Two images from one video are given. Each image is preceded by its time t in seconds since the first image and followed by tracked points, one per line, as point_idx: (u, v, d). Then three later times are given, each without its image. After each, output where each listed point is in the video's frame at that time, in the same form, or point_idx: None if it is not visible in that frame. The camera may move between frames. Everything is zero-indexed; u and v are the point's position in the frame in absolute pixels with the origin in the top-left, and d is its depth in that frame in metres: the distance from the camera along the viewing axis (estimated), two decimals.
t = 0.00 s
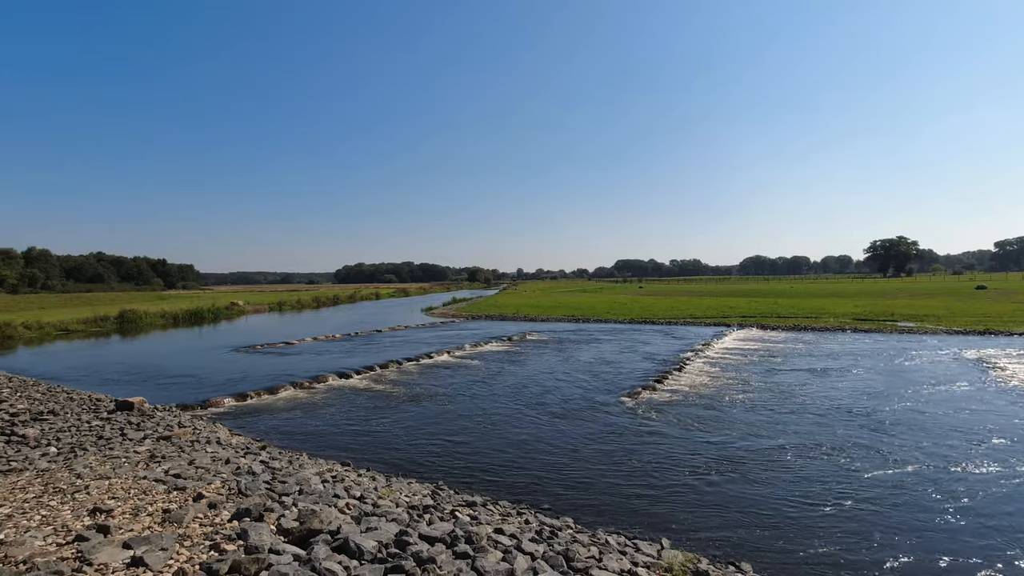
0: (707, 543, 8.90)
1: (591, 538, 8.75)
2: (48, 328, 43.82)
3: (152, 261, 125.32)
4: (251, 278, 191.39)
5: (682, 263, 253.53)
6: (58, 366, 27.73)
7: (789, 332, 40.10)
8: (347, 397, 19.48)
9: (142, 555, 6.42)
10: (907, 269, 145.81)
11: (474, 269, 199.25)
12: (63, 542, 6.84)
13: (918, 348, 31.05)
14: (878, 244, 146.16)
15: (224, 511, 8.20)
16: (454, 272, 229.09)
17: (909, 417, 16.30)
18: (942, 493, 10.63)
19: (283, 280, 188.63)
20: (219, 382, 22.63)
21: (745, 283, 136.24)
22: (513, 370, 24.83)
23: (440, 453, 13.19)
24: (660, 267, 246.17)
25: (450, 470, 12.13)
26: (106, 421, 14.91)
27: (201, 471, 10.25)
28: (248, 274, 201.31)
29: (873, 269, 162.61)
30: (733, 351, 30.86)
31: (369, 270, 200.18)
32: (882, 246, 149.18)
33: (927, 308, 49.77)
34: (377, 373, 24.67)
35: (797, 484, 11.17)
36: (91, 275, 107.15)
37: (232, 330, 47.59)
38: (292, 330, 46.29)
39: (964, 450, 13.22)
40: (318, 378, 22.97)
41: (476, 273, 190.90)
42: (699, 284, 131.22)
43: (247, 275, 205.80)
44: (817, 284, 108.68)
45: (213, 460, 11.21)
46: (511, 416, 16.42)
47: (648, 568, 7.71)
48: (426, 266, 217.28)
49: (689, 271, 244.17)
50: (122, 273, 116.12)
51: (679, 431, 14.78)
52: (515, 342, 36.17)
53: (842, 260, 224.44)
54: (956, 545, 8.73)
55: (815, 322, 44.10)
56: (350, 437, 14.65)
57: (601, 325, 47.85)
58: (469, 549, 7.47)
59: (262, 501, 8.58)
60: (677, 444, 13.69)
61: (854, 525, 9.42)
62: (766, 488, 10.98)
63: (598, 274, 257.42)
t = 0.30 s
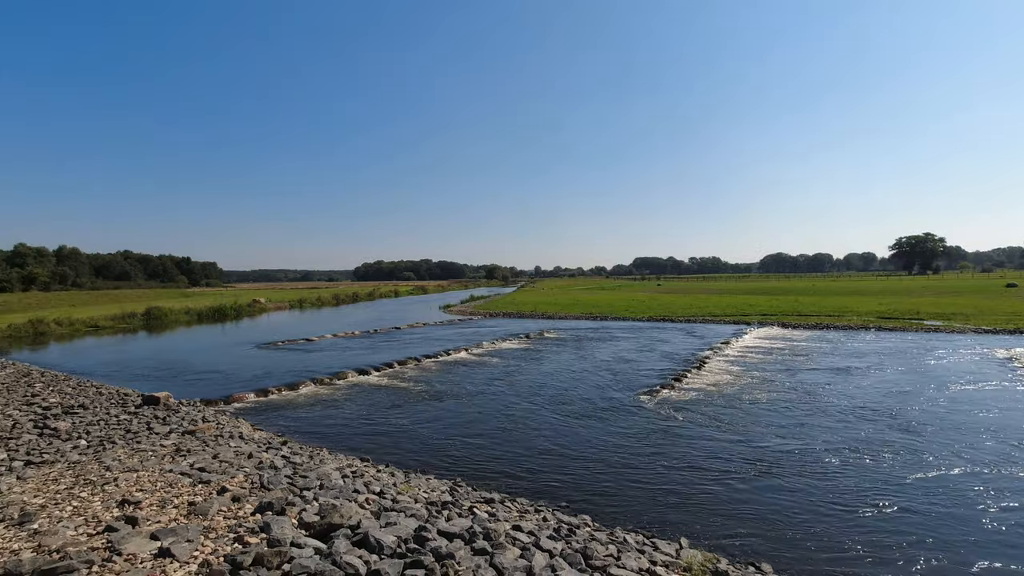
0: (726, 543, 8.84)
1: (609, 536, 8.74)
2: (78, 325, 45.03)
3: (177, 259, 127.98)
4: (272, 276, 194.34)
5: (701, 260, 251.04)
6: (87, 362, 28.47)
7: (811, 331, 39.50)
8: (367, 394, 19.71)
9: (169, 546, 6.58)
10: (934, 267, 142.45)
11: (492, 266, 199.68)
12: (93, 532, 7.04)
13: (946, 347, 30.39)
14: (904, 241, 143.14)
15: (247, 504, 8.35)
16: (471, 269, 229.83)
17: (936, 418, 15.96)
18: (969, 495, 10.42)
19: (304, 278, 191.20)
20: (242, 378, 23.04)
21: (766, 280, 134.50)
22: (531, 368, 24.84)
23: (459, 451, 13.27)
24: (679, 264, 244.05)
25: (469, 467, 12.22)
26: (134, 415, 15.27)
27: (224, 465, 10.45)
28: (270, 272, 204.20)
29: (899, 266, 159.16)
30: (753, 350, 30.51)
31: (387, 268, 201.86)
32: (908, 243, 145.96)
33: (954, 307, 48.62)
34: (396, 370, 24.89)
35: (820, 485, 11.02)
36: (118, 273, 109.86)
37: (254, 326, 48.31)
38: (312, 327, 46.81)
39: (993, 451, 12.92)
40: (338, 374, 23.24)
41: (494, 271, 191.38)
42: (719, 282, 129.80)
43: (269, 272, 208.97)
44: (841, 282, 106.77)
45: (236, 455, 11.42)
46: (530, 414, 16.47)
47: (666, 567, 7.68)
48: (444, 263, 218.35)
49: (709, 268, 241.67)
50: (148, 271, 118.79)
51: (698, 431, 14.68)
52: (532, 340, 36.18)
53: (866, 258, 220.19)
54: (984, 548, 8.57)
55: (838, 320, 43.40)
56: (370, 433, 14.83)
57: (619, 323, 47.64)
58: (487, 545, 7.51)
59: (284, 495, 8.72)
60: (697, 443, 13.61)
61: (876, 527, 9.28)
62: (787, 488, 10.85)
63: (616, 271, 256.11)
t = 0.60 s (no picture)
0: (746, 544, 8.76)
1: (626, 535, 8.70)
2: (104, 321, 46.08)
3: (199, 258, 130.38)
4: (291, 274, 196.97)
5: (720, 258, 248.46)
6: (113, 358, 29.12)
7: (832, 330, 38.89)
8: (385, 391, 19.92)
9: (193, 539, 6.70)
10: (961, 265, 139.10)
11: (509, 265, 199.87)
12: (119, 524, 7.21)
13: (972, 346, 29.70)
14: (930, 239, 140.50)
15: (268, 499, 8.48)
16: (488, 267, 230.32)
17: (963, 419, 15.60)
18: (995, 500, 10.21)
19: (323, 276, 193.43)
20: (262, 374, 23.37)
21: (786, 278, 132.77)
22: (548, 367, 24.82)
23: (476, 449, 13.32)
24: (697, 262, 241.81)
25: (485, 465, 12.28)
26: (158, 410, 15.60)
27: (246, 460, 10.62)
28: (289, 270, 206.79)
29: (924, 264, 155.84)
30: (773, 349, 30.10)
31: (405, 266, 203.13)
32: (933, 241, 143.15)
33: (981, 306, 47.57)
34: (413, 368, 25.06)
35: (840, 487, 10.87)
36: (143, 271, 112.25)
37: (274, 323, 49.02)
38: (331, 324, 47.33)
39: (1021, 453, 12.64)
40: (356, 371, 23.49)
41: (510, 269, 191.64)
42: (738, 280, 128.42)
43: (288, 271, 211.58)
44: (863, 280, 104.78)
45: (257, 450, 11.59)
46: (546, 413, 16.51)
47: (684, 567, 7.63)
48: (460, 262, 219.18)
49: (728, 267, 239.12)
50: (172, 269, 121.21)
51: (716, 431, 14.59)
52: (549, 338, 36.14)
53: (890, 256, 216.02)
54: (1011, 554, 8.39)
55: (860, 319, 42.66)
56: (387, 430, 14.99)
57: (636, 321, 47.43)
58: (504, 543, 7.54)
59: (304, 490, 8.84)
60: (716, 444, 13.47)
61: (900, 531, 9.12)
62: (808, 491, 10.71)
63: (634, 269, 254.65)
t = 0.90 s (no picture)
0: (763, 544, 8.67)
1: (640, 534, 8.67)
2: (126, 318, 46.93)
3: (218, 256, 132.29)
4: (308, 272, 198.88)
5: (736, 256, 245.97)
6: (134, 354, 29.65)
7: (850, 328, 38.35)
8: (400, 388, 20.07)
9: (212, 533, 6.81)
10: (984, 262, 136.32)
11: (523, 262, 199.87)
12: (141, 517, 7.35)
13: (996, 345, 29.12)
14: (952, 235, 137.94)
15: (285, 494, 8.59)
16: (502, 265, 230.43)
17: (987, 419, 15.30)
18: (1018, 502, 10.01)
19: (338, 274, 195.06)
20: (279, 371, 23.65)
21: (804, 276, 131.19)
22: (562, 365, 24.80)
23: (491, 448, 13.35)
24: (713, 260, 239.73)
25: (499, 463, 12.33)
26: (178, 406, 15.87)
27: (263, 456, 10.77)
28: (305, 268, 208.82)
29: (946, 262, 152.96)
30: (789, 348, 29.75)
31: (419, 264, 204.09)
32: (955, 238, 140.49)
33: (1005, 303, 46.59)
34: (428, 366, 25.17)
35: (858, 487, 10.74)
36: (163, 269, 114.09)
37: (290, 321, 49.56)
38: (346, 322, 47.72)
39: None
40: (371, 369, 23.68)
41: (524, 267, 191.63)
42: (755, 278, 127.04)
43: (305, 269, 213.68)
44: (882, 278, 103.20)
45: (274, 446, 11.74)
46: (561, 412, 16.52)
47: (699, 566, 7.59)
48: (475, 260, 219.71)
49: (744, 264, 236.82)
50: (191, 267, 123.14)
51: (732, 430, 14.50)
52: (563, 336, 36.08)
53: (910, 253, 212.24)
54: None
55: (879, 317, 42.01)
56: (403, 427, 15.10)
57: (651, 320, 47.19)
58: (518, 540, 7.56)
59: (319, 486, 8.93)
60: (732, 444, 13.36)
61: (921, 533, 8.97)
62: (828, 491, 10.55)
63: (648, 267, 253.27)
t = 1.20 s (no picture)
0: (777, 542, 8.62)
1: (652, 531, 8.64)
2: (142, 316, 47.60)
3: (232, 254, 133.62)
4: (320, 270, 200.26)
5: (749, 252, 243.72)
6: (150, 352, 30.07)
7: (866, 325, 37.90)
8: (412, 385, 20.18)
9: (227, 528, 6.89)
10: (1003, 258, 133.98)
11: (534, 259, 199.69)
12: (158, 511, 7.47)
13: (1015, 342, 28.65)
14: (970, 230, 135.79)
15: (298, 489, 8.66)
16: (513, 262, 230.43)
17: (1007, 417, 15.04)
18: None
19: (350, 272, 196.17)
20: (292, 368, 23.87)
21: (818, 272, 129.75)
22: (573, 362, 24.77)
23: (503, 446, 13.38)
24: (725, 257, 237.93)
25: (510, 461, 12.36)
26: (194, 402, 16.06)
27: (277, 451, 10.88)
28: (317, 266, 210.34)
29: (964, 257, 150.46)
30: (803, 345, 29.45)
31: (431, 261, 204.55)
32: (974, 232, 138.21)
33: None
34: (439, 363, 25.28)
35: (872, 485, 10.64)
36: (178, 268, 115.44)
37: (303, 318, 49.93)
38: (358, 319, 47.97)
39: None
40: (383, 365, 23.81)
41: (535, 264, 191.42)
42: (768, 274, 125.85)
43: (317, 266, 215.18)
44: (898, 274, 101.73)
45: (288, 442, 11.85)
46: (572, 409, 16.53)
47: (711, 564, 7.55)
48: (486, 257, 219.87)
49: (757, 260, 234.85)
50: (206, 265, 124.48)
51: (744, 428, 14.41)
52: (574, 333, 36.01)
53: (927, 249, 209.12)
54: None
55: (895, 314, 41.45)
56: (414, 424, 15.20)
57: (662, 316, 46.96)
58: (530, 536, 7.57)
59: (333, 481, 9.01)
60: (746, 443, 13.28)
61: (938, 531, 8.86)
62: (843, 490, 10.45)
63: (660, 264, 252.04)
